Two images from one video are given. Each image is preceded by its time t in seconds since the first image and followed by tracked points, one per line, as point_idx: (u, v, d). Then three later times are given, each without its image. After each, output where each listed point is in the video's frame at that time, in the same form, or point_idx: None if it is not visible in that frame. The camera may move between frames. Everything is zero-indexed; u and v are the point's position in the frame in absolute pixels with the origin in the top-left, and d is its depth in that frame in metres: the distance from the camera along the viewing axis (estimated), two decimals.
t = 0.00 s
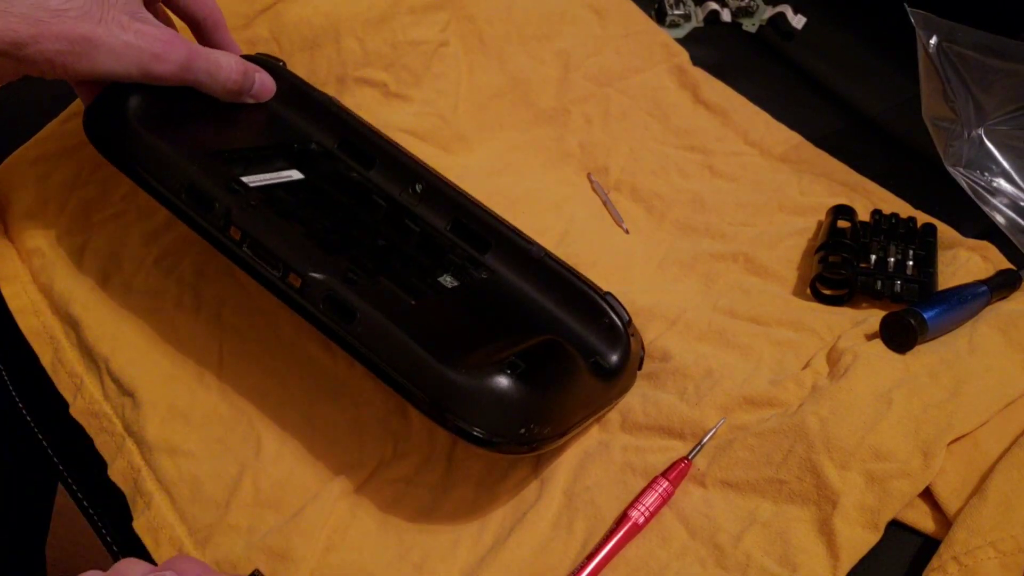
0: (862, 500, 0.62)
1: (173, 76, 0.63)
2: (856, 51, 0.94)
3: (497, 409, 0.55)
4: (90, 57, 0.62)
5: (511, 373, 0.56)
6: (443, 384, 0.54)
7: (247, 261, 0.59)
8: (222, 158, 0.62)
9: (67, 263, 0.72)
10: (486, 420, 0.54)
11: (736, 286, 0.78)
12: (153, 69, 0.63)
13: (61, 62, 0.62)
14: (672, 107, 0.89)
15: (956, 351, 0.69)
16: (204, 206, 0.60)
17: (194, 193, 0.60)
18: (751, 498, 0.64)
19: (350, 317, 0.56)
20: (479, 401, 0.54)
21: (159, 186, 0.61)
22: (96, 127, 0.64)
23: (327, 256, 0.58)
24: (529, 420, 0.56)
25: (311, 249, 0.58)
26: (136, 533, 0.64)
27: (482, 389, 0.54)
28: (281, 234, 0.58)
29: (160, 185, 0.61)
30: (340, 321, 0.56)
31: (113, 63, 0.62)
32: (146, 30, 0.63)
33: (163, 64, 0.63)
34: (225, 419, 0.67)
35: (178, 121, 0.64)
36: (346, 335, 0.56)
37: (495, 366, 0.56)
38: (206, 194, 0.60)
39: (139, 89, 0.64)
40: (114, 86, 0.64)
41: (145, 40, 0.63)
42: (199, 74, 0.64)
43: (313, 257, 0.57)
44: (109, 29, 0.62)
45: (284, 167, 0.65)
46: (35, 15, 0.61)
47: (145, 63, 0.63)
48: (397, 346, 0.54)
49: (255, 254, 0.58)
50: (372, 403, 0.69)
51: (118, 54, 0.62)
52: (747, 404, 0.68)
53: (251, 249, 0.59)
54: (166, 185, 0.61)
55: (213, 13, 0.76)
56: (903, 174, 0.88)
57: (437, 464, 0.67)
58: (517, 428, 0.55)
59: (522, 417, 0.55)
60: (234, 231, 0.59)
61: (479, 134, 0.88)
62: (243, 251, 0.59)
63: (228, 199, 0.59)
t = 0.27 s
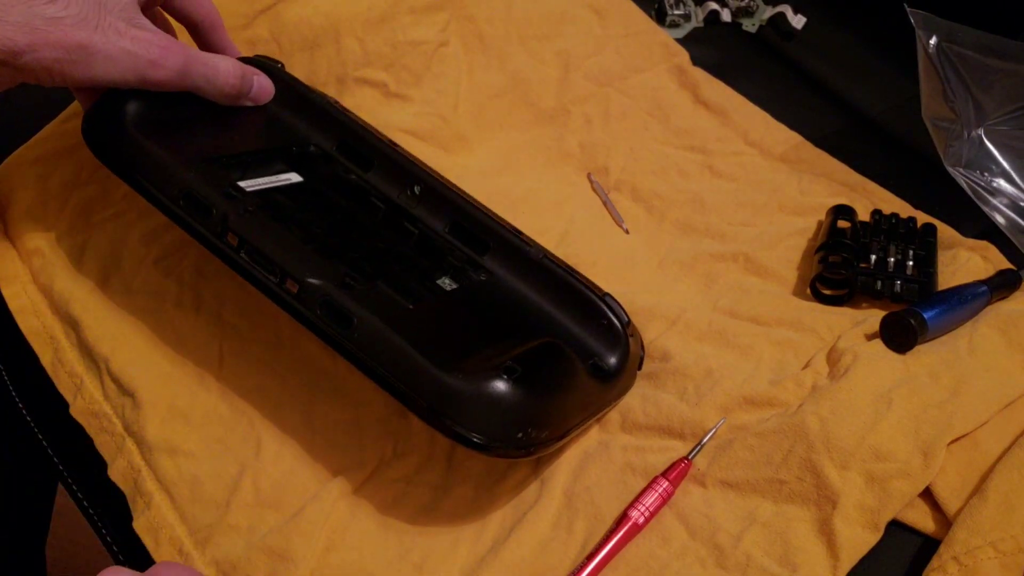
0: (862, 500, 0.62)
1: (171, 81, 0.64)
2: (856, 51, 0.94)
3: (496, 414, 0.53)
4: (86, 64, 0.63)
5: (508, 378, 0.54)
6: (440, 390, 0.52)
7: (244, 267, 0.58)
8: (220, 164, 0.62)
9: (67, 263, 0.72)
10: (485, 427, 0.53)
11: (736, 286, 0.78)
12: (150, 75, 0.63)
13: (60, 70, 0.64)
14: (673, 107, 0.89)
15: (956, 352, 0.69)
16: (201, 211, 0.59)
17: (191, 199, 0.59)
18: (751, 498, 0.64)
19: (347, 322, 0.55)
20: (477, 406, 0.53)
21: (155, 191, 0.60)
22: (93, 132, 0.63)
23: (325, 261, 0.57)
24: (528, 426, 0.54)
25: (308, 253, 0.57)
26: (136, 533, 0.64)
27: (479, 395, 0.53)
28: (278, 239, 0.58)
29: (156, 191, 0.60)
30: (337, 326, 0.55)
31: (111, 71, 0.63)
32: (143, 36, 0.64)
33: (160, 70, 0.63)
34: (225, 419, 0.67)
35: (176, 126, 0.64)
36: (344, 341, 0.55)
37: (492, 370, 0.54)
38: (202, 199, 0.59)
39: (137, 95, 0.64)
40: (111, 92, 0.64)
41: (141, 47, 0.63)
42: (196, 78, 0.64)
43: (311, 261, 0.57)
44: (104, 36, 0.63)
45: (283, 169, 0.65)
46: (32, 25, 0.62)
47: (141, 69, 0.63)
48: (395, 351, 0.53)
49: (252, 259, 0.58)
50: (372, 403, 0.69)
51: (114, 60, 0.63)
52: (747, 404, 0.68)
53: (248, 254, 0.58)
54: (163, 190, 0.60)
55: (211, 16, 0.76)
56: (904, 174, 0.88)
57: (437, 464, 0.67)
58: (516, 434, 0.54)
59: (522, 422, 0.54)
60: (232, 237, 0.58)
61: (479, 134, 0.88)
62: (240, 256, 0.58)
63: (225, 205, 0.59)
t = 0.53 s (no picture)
0: (862, 500, 0.62)
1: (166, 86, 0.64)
2: (856, 51, 0.94)
3: (493, 418, 0.54)
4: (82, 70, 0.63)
5: (506, 382, 0.55)
6: (438, 394, 0.53)
7: (243, 272, 0.58)
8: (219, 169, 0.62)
9: (67, 263, 0.72)
10: (483, 430, 0.53)
11: (736, 285, 0.78)
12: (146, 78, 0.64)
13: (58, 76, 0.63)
14: (673, 107, 0.89)
15: (956, 351, 0.69)
16: (200, 216, 0.60)
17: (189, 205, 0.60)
18: (751, 498, 0.64)
19: (345, 327, 0.55)
20: (474, 410, 0.53)
21: (154, 197, 0.61)
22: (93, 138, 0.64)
23: (323, 265, 0.58)
24: (525, 429, 0.55)
25: (306, 258, 0.58)
26: (136, 534, 0.64)
27: (476, 398, 0.53)
28: (276, 243, 0.58)
29: (155, 197, 0.61)
30: (334, 331, 0.55)
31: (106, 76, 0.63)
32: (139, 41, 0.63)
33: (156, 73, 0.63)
34: (225, 419, 0.67)
35: (173, 132, 0.64)
36: (342, 346, 0.55)
37: (489, 374, 0.55)
38: (200, 205, 0.60)
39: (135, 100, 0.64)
40: (110, 98, 0.65)
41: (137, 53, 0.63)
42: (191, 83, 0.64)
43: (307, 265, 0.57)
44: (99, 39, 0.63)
45: (282, 172, 0.65)
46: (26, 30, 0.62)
47: (138, 75, 0.63)
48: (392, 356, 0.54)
49: (250, 264, 0.58)
50: (372, 403, 0.69)
51: (111, 66, 0.63)
52: (747, 404, 0.68)
53: (246, 259, 0.58)
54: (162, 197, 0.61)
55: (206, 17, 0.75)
56: (904, 174, 0.88)
57: (437, 464, 0.67)
58: (513, 437, 0.54)
59: (518, 425, 0.54)
60: (230, 242, 0.59)
61: (479, 134, 0.88)
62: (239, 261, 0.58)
63: (223, 210, 0.59)
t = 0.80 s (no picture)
0: (862, 500, 0.62)
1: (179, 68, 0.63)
2: (857, 51, 0.94)
3: (501, 403, 0.54)
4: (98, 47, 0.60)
5: (516, 364, 0.56)
6: (448, 375, 0.54)
7: (253, 252, 0.59)
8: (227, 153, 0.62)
9: (67, 262, 0.72)
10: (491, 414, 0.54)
11: (736, 285, 0.78)
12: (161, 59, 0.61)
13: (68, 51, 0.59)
14: (673, 107, 0.89)
15: (956, 351, 0.69)
16: (210, 196, 0.60)
17: (198, 185, 0.60)
18: (751, 498, 0.64)
19: (355, 308, 0.56)
20: (484, 392, 0.54)
21: (162, 177, 0.61)
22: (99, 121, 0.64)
23: (332, 247, 0.58)
24: (535, 414, 0.55)
25: (315, 241, 0.58)
26: (137, 533, 0.64)
27: (484, 381, 0.54)
28: (285, 225, 0.59)
29: (164, 177, 0.61)
30: (344, 311, 0.56)
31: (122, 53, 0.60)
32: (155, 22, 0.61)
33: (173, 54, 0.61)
34: (226, 419, 0.66)
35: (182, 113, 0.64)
36: (351, 328, 0.56)
37: (497, 359, 0.55)
38: (211, 185, 0.60)
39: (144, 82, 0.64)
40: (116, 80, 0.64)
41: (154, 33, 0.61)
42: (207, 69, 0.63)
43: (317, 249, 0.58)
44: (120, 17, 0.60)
45: (288, 162, 0.65)
46: None
47: (152, 55, 0.61)
48: (402, 338, 0.54)
49: (259, 245, 0.58)
50: (373, 402, 0.69)
51: (127, 46, 0.60)
52: (747, 404, 0.68)
53: (256, 240, 0.59)
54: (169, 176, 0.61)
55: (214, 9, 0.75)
56: (904, 174, 0.88)
57: (437, 464, 0.67)
58: (521, 421, 0.55)
59: (525, 411, 0.55)
60: (240, 222, 0.59)
61: (479, 134, 0.88)
62: (248, 242, 0.59)
63: (233, 191, 0.60)
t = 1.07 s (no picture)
0: (861, 500, 0.62)
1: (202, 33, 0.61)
2: (857, 51, 0.94)
3: (525, 361, 0.55)
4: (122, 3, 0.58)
5: (537, 328, 0.56)
6: (476, 327, 0.54)
7: (279, 207, 0.59)
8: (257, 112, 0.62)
9: (67, 262, 0.72)
10: (517, 368, 0.54)
11: (736, 286, 0.78)
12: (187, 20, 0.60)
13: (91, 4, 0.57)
14: (673, 107, 0.89)
15: (956, 351, 0.69)
16: (237, 150, 0.60)
17: (224, 140, 0.61)
18: (750, 498, 0.64)
19: (381, 263, 0.56)
20: (507, 350, 0.54)
21: (189, 129, 0.62)
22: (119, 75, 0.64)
23: (359, 205, 0.58)
24: (557, 376, 0.56)
25: (343, 197, 0.58)
26: (137, 533, 0.64)
27: (511, 338, 0.54)
28: (311, 184, 0.59)
29: (192, 128, 0.61)
30: (370, 265, 0.56)
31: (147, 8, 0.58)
32: None
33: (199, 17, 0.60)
34: (226, 419, 0.66)
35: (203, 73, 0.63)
36: (377, 279, 0.56)
37: (524, 320, 0.56)
38: (241, 141, 0.60)
39: (167, 42, 0.63)
40: (142, 36, 0.64)
41: None
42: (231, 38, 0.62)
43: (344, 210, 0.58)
44: None
45: (296, 142, 0.61)
46: None
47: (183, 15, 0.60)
48: (429, 291, 0.55)
49: (286, 199, 0.58)
50: (374, 401, 0.69)
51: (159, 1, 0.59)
52: (747, 404, 0.68)
53: (283, 194, 0.59)
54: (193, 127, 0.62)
55: None
56: (904, 174, 0.88)
57: (438, 463, 0.67)
58: (545, 379, 0.55)
59: (550, 373, 0.55)
60: (267, 175, 0.60)
61: (479, 134, 0.88)
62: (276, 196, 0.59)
63: (261, 146, 0.60)
